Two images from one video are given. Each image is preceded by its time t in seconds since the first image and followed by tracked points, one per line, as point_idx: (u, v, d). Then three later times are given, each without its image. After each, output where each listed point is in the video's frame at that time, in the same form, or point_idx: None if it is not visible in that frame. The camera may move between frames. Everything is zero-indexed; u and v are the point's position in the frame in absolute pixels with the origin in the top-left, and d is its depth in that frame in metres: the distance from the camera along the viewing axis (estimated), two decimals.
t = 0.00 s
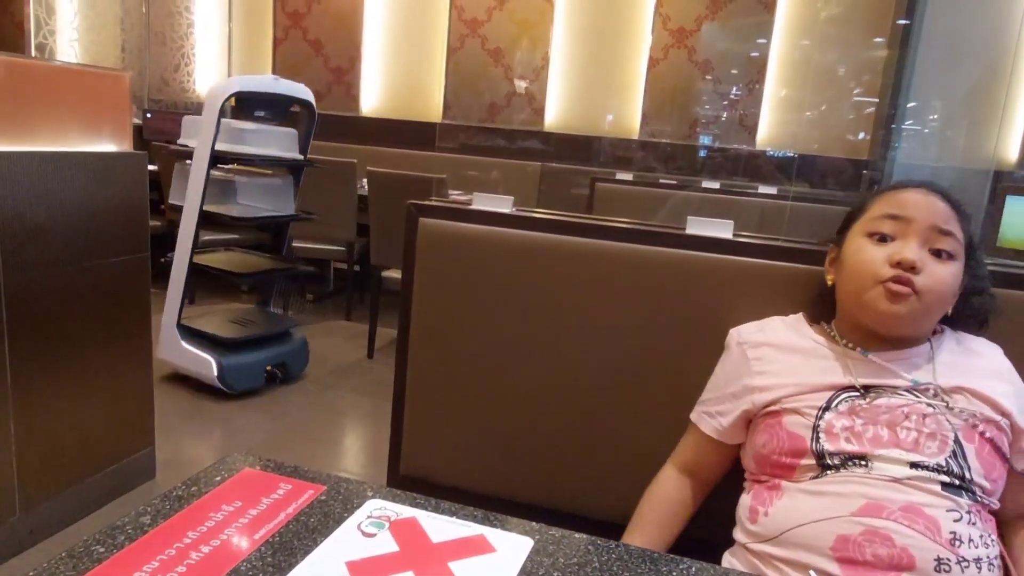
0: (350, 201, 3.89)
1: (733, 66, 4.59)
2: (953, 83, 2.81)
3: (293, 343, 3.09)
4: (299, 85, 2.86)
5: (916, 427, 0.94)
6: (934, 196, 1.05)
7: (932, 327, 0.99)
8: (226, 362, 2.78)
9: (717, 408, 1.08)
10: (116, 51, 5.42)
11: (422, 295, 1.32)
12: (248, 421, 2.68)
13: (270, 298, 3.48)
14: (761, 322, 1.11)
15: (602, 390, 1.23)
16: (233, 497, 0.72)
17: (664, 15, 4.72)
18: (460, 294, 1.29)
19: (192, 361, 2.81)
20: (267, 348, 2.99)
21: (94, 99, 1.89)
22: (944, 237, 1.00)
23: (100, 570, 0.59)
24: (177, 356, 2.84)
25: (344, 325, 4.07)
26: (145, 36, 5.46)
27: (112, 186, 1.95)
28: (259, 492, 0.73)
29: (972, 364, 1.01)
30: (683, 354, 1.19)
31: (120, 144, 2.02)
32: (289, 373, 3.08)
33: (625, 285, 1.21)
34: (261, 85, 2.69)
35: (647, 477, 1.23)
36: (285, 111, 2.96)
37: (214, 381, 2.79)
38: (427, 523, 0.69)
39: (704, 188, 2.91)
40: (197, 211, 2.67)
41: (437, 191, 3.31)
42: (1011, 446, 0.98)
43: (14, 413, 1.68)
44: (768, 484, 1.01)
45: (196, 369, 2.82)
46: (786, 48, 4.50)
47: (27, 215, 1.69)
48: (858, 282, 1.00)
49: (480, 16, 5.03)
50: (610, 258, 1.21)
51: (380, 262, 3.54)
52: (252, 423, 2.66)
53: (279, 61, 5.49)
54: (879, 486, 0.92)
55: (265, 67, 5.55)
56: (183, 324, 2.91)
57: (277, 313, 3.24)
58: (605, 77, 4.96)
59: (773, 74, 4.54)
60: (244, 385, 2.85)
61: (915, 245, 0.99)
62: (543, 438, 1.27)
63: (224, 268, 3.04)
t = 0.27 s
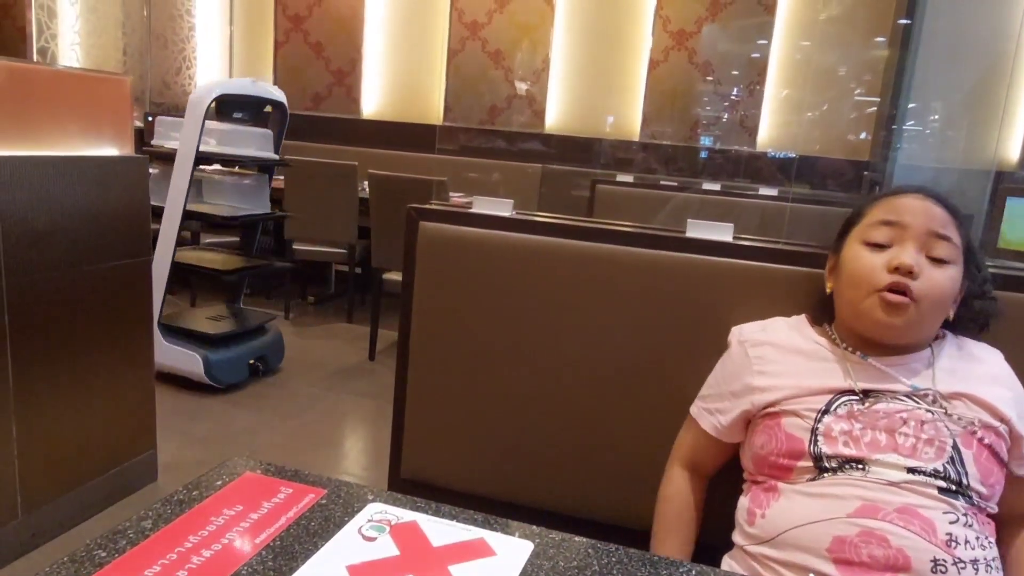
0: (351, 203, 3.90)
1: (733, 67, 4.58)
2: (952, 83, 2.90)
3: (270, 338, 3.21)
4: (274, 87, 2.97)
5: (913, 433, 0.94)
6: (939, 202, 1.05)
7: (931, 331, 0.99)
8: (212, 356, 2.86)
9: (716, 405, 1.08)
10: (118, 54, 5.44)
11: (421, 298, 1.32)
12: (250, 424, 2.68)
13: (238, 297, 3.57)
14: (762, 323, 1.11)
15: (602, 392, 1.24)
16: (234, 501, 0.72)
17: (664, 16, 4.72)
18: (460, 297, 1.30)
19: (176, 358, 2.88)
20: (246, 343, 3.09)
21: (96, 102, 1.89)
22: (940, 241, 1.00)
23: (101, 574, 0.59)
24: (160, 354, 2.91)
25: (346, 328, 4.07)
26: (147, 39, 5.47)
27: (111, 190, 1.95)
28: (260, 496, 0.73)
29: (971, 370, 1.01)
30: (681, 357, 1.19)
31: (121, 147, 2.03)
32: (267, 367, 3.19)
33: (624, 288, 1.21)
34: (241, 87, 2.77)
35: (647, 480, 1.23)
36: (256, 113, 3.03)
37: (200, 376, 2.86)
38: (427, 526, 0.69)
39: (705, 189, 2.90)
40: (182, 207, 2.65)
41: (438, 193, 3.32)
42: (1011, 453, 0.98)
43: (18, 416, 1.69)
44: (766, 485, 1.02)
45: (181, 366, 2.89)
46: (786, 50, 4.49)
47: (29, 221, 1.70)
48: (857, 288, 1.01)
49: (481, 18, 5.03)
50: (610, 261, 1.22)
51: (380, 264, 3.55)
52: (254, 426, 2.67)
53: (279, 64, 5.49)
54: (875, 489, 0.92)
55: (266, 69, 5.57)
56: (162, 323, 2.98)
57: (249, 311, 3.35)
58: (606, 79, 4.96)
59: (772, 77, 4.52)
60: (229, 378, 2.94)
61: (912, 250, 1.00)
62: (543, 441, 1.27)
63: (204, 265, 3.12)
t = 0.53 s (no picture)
0: (351, 203, 3.90)
1: (734, 67, 4.60)
2: (953, 83, 2.91)
3: (242, 331, 3.25)
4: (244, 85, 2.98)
5: (919, 433, 0.94)
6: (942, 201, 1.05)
7: (934, 329, 0.99)
8: (190, 350, 2.91)
9: (720, 406, 1.08)
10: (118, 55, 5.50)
11: (421, 298, 1.32)
12: (251, 424, 2.68)
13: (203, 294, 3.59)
14: (767, 323, 1.11)
15: (603, 392, 1.23)
16: (234, 501, 0.72)
17: (664, 17, 4.73)
18: (461, 298, 1.30)
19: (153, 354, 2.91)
20: (221, 337, 3.13)
21: (94, 102, 1.90)
22: (938, 238, 1.00)
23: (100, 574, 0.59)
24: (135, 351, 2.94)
25: (346, 328, 4.07)
26: (147, 40, 5.49)
27: (110, 190, 1.94)
28: (260, 495, 0.73)
29: (977, 368, 1.01)
30: (683, 357, 1.19)
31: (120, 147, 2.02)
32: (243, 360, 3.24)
33: (625, 288, 1.21)
34: (213, 84, 2.74)
35: (649, 480, 1.23)
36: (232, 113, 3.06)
37: (178, 370, 2.90)
38: (428, 526, 0.69)
39: (704, 189, 2.91)
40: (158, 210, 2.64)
41: (438, 193, 3.32)
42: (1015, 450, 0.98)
43: (18, 416, 1.69)
44: (770, 485, 1.01)
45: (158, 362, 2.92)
46: (786, 49, 4.50)
47: (29, 220, 1.70)
48: (857, 289, 1.01)
49: (481, 19, 5.04)
50: (611, 261, 1.21)
51: (381, 264, 3.54)
52: (255, 425, 2.67)
53: (279, 65, 5.50)
54: (881, 488, 0.92)
55: (266, 70, 5.57)
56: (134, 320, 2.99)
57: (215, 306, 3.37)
58: (606, 80, 4.97)
59: (773, 77, 4.54)
60: (208, 371, 2.99)
61: (911, 248, 1.00)
62: (544, 441, 1.27)
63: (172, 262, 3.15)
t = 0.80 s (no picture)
0: (351, 204, 3.90)
1: (734, 68, 4.60)
2: (953, 83, 2.93)
3: (215, 326, 3.31)
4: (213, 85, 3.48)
5: (919, 433, 0.94)
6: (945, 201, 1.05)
7: (938, 328, 0.99)
8: (165, 347, 2.96)
9: (720, 404, 1.08)
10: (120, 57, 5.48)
11: (422, 299, 1.32)
12: (253, 424, 2.69)
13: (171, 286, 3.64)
14: (769, 321, 1.11)
15: (604, 392, 1.24)
16: (237, 501, 0.72)
17: (664, 17, 4.74)
18: (462, 298, 1.30)
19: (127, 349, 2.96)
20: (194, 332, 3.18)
21: (96, 102, 1.91)
22: (939, 236, 1.00)
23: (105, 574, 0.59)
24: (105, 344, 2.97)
25: (347, 328, 4.08)
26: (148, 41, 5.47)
27: (111, 191, 1.94)
28: (263, 495, 0.73)
29: (978, 368, 1.01)
30: (684, 356, 1.19)
31: (120, 148, 2.03)
32: (215, 354, 3.30)
33: (627, 288, 1.21)
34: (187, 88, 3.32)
35: (651, 479, 1.23)
36: (180, 94, 3.20)
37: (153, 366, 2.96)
38: (431, 526, 0.69)
39: (704, 189, 2.92)
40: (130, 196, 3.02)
41: (438, 193, 3.33)
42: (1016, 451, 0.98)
43: (21, 417, 1.69)
44: (770, 484, 1.02)
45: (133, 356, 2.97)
46: (787, 50, 4.52)
47: (31, 220, 1.70)
48: (860, 289, 1.01)
49: (481, 20, 5.04)
50: (613, 260, 1.22)
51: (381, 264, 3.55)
52: (257, 426, 2.67)
53: (280, 66, 5.51)
54: (880, 487, 0.92)
55: (267, 71, 5.59)
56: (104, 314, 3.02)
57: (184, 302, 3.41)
58: (606, 80, 4.97)
59: (773, 78, 4.56)
60: (182, 367, 3.06)
61: (912, 247, 1.00)
62: (546, 441, 1.27)
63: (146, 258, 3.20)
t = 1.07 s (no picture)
0: (351, 204, 3.90)
1: (734, 68, 4.60)
2: (953, 83, 2.94)
3: (182, 322, 3.34)
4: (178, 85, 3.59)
5: (925, 433, 0.94)
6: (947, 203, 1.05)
7: (935, 335, 0.99)
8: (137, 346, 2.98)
9: (724, 404, 1.07)
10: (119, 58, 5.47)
11: (424, 299, 1.32)
12: (253, 425, 2.69)
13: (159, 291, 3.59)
14: (772, 321, 1.10)
15: (606, 391, 1.23)
16: (237, 500, 0.72)
17: (664, 18, 4.74)
18: (463, 298, 1.30)
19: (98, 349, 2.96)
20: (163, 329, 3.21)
21: (97, 103, 1.91)
22: (938, 241, 0.99)
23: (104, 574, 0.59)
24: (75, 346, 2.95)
25: (347, 328, 4.08)
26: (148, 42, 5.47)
27: (112, 191, 1.95)
28: (264, 494, 0.73)
29: (983, 368, 1.01)
30: (686, 356, 1.19)
31: (121, 149, 2.03)
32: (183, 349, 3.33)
33: (628, 288, 1.21)
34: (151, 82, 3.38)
35: (653, 480, 1.23)
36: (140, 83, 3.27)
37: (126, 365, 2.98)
38: (432, 525, 0.69)
39: (704, 189, 2.92)
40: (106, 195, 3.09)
41: (438, 194, 3.32)
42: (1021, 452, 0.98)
43: (20, 418, 1.69)
44: (774, 483, 1.01)
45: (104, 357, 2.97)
46: (787, 50, 4.52)
47: (32, 220, 1.70)
48: (858, 300, 1.01)
49: (481, 20, 5.04)
50: (614, 260, 1.21)
51: (381, 265, 3.54)
52: (257, 426, 2.67)
53: (280, 66, 5.52)
54: (885, 486, 0.92)
55: (267, 71, 5.59)
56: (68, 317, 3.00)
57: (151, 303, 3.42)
58: (606, 81, 4.97)
59: (773, 78, 4.56)
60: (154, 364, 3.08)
61: (910, 256, 0.99)
62: (548, 441, 1.27)
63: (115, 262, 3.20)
